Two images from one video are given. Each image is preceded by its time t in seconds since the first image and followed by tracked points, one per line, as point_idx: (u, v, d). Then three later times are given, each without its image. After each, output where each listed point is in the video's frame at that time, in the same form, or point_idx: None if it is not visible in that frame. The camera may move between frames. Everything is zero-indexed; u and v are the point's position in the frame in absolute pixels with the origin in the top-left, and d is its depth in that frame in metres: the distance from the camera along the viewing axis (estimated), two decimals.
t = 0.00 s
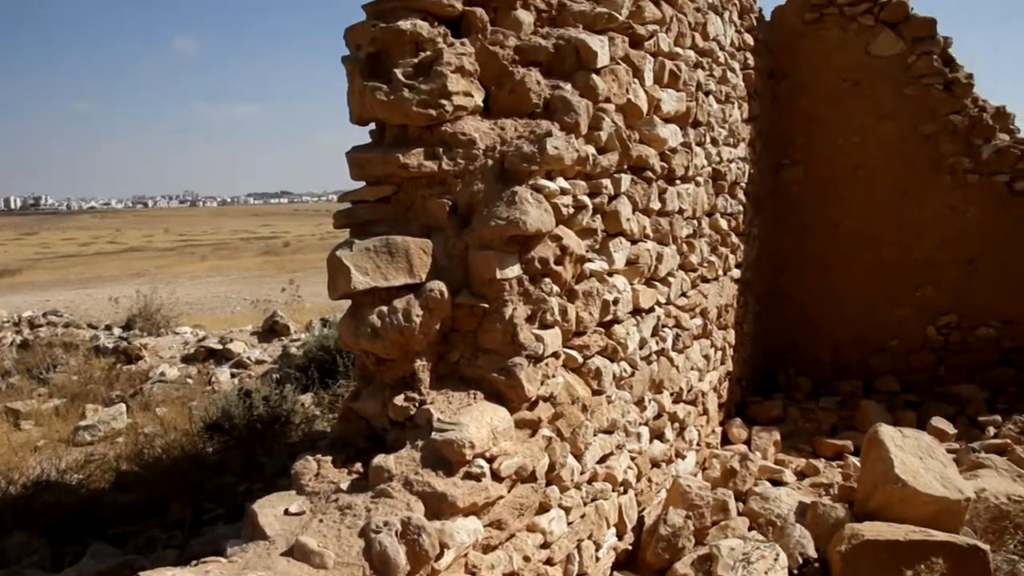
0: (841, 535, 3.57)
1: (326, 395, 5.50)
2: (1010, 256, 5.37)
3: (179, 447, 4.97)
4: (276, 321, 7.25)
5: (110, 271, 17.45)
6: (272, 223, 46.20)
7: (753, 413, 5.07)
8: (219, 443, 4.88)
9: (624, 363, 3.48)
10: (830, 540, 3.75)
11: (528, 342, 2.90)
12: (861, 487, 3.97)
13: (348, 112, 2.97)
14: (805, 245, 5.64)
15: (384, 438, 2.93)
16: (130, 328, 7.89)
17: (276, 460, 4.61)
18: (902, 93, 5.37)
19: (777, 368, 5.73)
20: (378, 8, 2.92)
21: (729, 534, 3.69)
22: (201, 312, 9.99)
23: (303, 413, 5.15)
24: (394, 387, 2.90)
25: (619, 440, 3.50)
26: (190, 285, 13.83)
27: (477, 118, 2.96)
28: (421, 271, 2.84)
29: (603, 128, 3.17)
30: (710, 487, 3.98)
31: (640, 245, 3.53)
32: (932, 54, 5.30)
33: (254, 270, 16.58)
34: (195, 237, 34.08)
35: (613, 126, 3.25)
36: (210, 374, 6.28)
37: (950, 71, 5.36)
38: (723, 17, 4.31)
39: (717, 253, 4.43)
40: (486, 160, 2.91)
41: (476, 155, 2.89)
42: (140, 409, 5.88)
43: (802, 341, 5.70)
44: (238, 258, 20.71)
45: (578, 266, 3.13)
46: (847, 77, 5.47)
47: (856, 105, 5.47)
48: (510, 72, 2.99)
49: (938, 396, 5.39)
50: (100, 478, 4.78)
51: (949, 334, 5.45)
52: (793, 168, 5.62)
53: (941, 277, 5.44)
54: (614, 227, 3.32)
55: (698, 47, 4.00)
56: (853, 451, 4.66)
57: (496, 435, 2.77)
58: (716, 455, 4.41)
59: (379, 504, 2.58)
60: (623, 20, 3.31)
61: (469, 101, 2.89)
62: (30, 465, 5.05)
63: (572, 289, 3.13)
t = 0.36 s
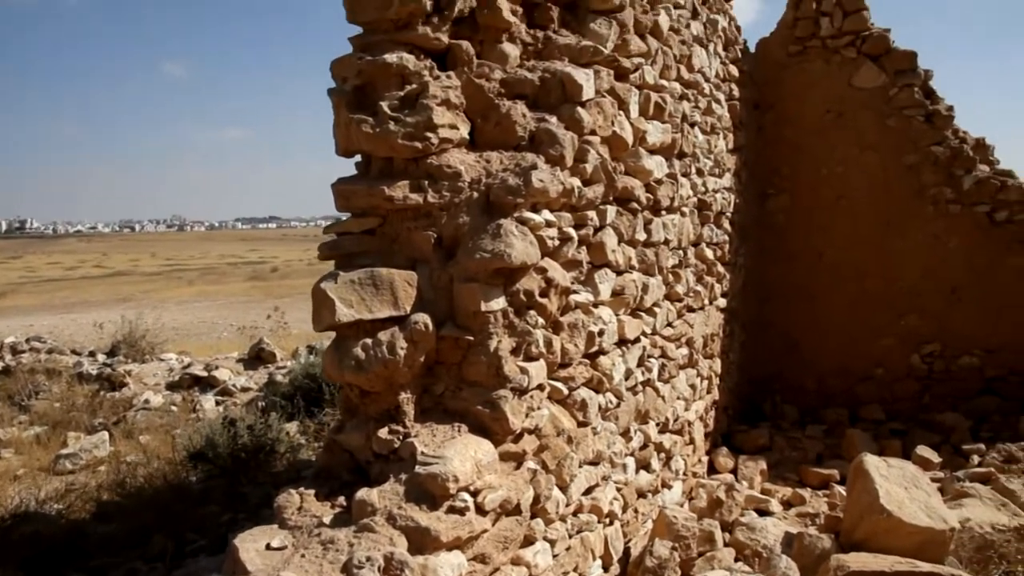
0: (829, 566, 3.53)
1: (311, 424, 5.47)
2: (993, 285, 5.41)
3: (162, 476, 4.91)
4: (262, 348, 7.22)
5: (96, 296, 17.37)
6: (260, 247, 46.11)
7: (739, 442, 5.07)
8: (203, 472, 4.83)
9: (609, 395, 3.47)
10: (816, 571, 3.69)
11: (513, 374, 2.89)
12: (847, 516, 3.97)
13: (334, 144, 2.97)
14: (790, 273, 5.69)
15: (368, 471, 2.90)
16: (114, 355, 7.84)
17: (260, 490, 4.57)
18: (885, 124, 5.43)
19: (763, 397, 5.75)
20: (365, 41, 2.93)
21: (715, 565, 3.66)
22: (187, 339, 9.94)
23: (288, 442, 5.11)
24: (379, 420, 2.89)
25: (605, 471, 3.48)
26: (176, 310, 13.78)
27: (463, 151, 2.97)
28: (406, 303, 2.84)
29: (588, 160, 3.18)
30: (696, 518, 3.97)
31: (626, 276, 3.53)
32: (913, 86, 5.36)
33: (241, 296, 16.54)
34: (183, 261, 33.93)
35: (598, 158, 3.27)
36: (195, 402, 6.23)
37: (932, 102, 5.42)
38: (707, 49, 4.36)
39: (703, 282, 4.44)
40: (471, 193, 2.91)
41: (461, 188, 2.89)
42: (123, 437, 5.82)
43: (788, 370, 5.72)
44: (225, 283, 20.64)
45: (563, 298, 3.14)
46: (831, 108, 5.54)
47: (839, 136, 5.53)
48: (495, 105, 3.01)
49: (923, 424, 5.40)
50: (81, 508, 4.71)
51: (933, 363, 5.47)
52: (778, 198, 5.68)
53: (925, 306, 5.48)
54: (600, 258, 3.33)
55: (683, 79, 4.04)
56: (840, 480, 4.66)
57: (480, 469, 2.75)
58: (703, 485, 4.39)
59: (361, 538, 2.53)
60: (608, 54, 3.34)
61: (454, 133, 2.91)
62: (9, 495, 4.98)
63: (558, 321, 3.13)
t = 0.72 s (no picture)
0: None
1: (300, 453, 5.45)
2: (979, 315, 5.44)
3: (147, 507, 4.86)
4: (250, 377, 7.19)
5: (83, 321, 17.27)
6: (251, 272, 46.02)
7: (728, 472, 5.06)
8: (188, 502, 4.78)
9: (598, 427, 3.47)
10: None
11: (502, 408, 2.89)
12: (836, 548, 3.97)
13: (323, 178, 2.97)
14: (778, 303, 5.72)
15: (356, 505, 2.88)
16: (101, 382, 7.79)
17: (248, 521, 4.52)
18: (870, 156, 5.49)
19: (752, 427, 5.75)
20: (354, 74, 2.94)
21: None
22: (175, 366, 9.89)
23: (275, 471, 5.07)
24: (367, 454, 2.88)
25: (594, 503, 3.46)
26: (165, 336, 13.73)
27: (452, 184, 2.98)
28: (394, 336, 2.83)
29: (577, 194, 3.21)
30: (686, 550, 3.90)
31: (614, 308, 3.54)
32: (898, 118, 5.42)
33: (231, 322, 16.49)
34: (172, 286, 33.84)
35: (587, 192, 3.29)
36: (182, 430, 6.19)
37: (916, 134, 5.47)
38: (695, 82, 4.40)
39: (692, 312, 4.45)
40: (460, 226, 2.92)
41: (450, 222, 2.91)
42: (109, 466, 5.77)
43: (777, 400, 5.73)
44: (215, 309, 20.57)
45: (552, 330, 3.14)
46: (817, 140, 5.60)
47: (825, 167, 5.59)
48: (484, 138, 3.02)
49: (912, 454, 5.39)
50: (64, 539, 4.66)
51: (921, 393, 5.49)
52: (765, 229, 5.73)
53: (912, 335, 5.51)
54: (588, 290, 3.34)
55: (671, 111, 4.07)
56: (829, 511, 4.65)
57: (469, 503, 2.72)
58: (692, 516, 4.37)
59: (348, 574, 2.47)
60: (596, 87, 3.36)
61: (443, 167, 2.91)
62: None
63: (546, 354, 3.13)
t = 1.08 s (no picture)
0: None
1: (292, 484, 5.43)
2: (972, 347, 5.47)
3: (138, 538, 4.82)
4: (244, 406, 7.17)
5: (76, 347, 17.21)
6: (246, 297, 45.95)
7: (723, 504, 5.05)
8: (179, 533, 4.74)
9: (592, 461, 3.46)
10: None
11: (496, 443, 2.89)
12: None
13: (319, 212, 2.98)
14: (771, 335, 5.74)
15: (349, 541, 2.85)
16: (93, 410, 7.76)
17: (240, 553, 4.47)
18: (862, 189, 5.53)
19: (746, 458, 5.75)
20: (351, 111, 2.96)
21: None
22: (167, 394, 9.85)
23: (268, 503, 5.04)
24: (361, 489, 2.85)
25: (588, 538, 3.43)
26: (158, 363, 13.69)
27: (446, 220, 2.99)
28: (389, 371, 2.83)
29: (571, 229, 3.23)
30: None
31: (608, 341, 3.55)
32: (889, 151, 5.47)
33: (225, 350, 16.46)
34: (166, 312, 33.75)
35: (581, 227, 3.31)
36: (174, 459, 6.16)
37: (907, 167, 5.52)
38: (688, 115, 4.44)
39: (686, 344, 4.46)
40: (455, 262, 2.94)
41: (445, 257, 2.92)
42: (100, 496, 5.73)
43: (771, 431, 5.73)
44: (208, 335, 20.52)
45: (546, 365, 3.15)
46: (810, 172, 5.65)
47: (818, 200, 5.63)
48: (479, 174, 3.04)
49: (907, 486, 5.40)
50: (52, 571, 4.60)
51: (915, 425, 5.50)
52: (759, 260, 5.76)
53: (906, 367, 5.52)
54: (582, 324, 3.36)
55: (664, 145, 4.11)
56: (824, 543, 4.64)
57: (463, 539, 2.70)
58: (687, 548, 4.34)
59: None
60: (590, 123, 3.39)
61: (438, 203, 2.93)
62: None
63: (540, 389, 3.14)
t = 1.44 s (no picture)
0: None
1: (287, 515, 5.41)
2: (968, 378, 5.48)
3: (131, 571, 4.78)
4: (239, 436, 7.14)
5: (71, 375, 17.18)
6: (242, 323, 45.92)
7: (721, 537, 5.03)
8: (173, 565, 4.70)
9: (588, 495, 3.45)
10: None
11: (492, 480, 2.88)
12: None
13: (316, 249, 2.98)
14: (768, 366, 5.76)
15: None
16: (88, 440, 7.74)
17: None
18: (857, 221, 5.58)
19: (744, 490, 5.75)
20: (349, 149, 2.98)
21: None
22: (162, 423, 9.83)
23: (263, 535, 5.01)
24: (357, 526, 2.81)
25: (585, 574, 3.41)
26: (154, 392, 13.65)
27: (443, 257, 3.00)
28: (386, 408, 2.83)
29: (567, 264, 3.24)
30: None
31: (604, 376, 3.56)
32: (883, 184, 5.52)
33: (220, 377, 16.44)
34: (162, 338, 33.67)
35: (577, 262, 3.33)
36: (169, 490, 6.13)
37: (901, 199, 5.57)
38: (683, 149, 4.48)
39: (683, 377, 4.47)
40: (452, 298, 2.95)
41: (441, 294, 2.94)
42: (93, 527, 5.69)
43: (768, 462, 5.73)
44: (205, 366, 20.52)
45: (542, 401, 3.15)
46: (804, 204, 5.69)
47: (813, 232, 5.67)
48: (476, 211, 3.06)
49: (906, 518, 5.40)
50: None
51: (914, 456, 5.51)
52: (754, 291, 5.79)
53: (902, 398, 5.53)
54: (579, 360, 3.37)
55: (660, 179, 4.14)
56: None
57: None
58: None
59: None
60: (586, 159, 3.42)
61: (435, 240, 2.94)
62: None
63: (537, 425, 3.14)
